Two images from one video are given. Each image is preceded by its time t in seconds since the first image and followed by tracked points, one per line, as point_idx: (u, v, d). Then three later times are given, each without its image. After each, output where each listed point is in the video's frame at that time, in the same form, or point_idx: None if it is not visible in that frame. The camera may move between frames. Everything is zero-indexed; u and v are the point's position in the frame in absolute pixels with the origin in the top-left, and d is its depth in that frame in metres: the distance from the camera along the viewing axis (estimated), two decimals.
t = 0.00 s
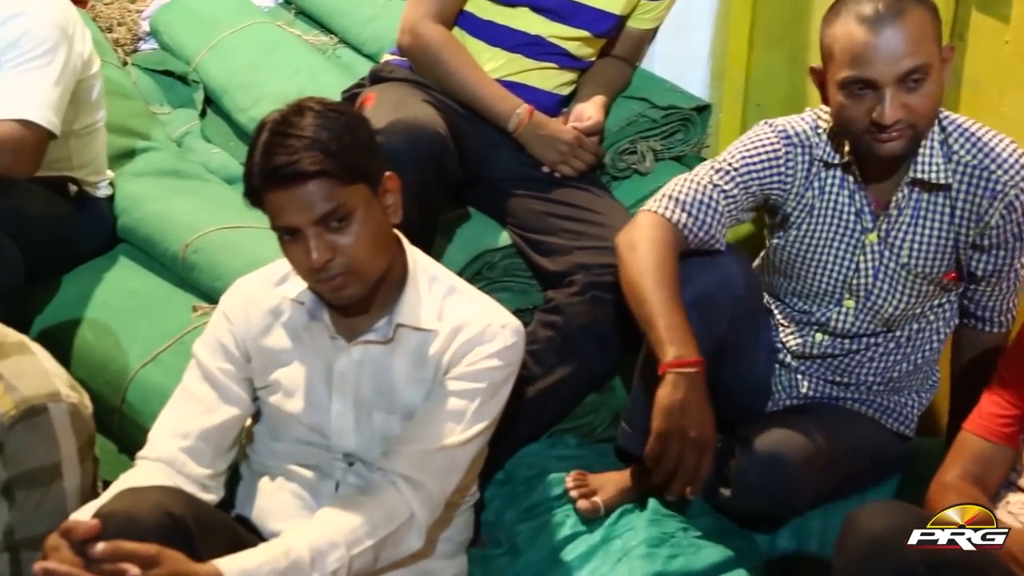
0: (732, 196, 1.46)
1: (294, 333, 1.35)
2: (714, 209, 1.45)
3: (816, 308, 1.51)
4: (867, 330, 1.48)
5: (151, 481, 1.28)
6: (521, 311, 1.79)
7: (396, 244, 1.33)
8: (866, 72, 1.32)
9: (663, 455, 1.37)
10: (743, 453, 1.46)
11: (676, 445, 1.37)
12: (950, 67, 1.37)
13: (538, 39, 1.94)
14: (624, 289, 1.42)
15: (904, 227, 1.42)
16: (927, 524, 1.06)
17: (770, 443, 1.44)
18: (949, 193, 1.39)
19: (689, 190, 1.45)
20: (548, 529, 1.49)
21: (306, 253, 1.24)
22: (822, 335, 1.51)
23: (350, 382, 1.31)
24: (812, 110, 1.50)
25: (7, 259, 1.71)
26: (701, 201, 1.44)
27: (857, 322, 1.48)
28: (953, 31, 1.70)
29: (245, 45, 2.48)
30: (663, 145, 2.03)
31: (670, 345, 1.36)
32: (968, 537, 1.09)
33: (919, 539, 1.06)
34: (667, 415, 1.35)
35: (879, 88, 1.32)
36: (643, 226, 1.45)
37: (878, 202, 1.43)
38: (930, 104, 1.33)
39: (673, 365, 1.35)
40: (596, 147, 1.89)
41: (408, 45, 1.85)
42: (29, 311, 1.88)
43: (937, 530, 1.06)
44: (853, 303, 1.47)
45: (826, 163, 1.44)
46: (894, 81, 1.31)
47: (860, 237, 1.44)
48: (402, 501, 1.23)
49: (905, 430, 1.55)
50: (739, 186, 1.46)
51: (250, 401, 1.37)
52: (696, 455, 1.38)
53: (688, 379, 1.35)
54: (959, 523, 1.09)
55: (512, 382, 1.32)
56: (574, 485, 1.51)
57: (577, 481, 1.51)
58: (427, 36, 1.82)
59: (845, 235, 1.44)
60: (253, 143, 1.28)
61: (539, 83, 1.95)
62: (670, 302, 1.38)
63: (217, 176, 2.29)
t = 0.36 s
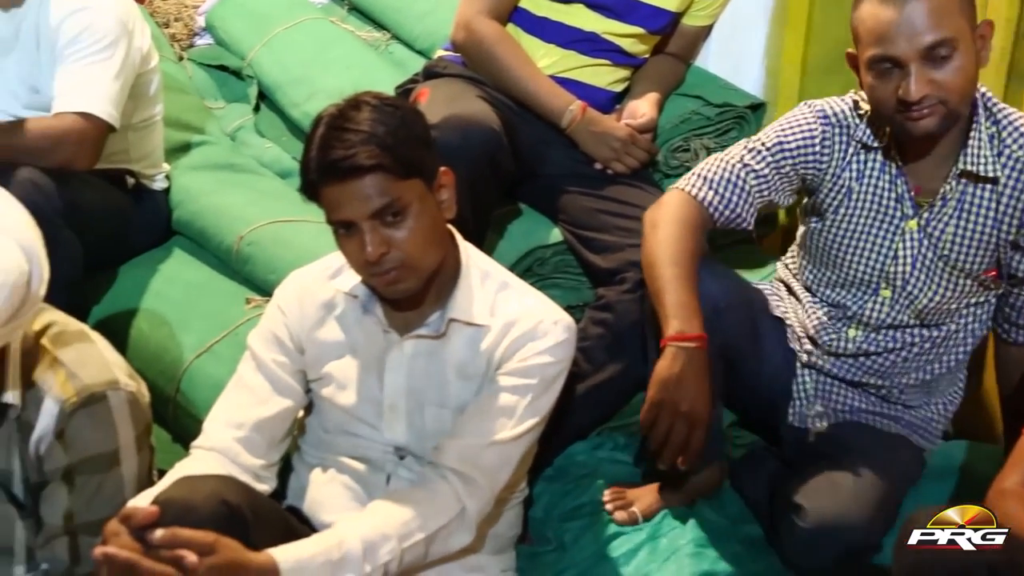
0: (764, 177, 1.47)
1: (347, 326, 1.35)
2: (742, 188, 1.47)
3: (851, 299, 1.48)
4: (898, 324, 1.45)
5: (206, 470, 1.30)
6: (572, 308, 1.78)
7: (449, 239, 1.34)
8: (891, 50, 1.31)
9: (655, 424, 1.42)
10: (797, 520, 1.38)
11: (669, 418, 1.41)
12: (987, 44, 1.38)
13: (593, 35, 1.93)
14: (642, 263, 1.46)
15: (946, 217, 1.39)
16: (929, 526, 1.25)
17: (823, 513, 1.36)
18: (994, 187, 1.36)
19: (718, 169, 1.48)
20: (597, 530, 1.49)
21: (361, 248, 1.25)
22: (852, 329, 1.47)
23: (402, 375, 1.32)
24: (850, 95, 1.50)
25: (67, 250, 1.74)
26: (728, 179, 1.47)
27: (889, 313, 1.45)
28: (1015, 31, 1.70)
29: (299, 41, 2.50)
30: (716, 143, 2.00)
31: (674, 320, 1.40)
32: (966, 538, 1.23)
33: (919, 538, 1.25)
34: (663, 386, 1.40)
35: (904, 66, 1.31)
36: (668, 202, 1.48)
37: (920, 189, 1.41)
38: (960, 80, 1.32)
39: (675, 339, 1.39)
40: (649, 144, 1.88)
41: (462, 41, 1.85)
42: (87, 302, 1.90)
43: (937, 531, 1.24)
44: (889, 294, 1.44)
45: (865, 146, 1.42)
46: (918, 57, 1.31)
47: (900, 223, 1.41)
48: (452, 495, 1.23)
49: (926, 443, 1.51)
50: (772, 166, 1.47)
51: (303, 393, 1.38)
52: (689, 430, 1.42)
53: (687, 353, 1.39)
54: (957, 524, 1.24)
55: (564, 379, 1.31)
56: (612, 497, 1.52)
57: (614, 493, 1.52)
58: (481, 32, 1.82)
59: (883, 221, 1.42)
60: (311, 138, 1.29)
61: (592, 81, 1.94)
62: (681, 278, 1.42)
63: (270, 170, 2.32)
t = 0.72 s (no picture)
0: (797, 189, 1.46)
1: (407, 321, 1.36)
2: (775, 201, 1.46)
3: (903, 308, 1.45)
4: (955, 327, 1.42)
5: (268, 460, 1.31)
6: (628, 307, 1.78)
7: (509, 236, 1.34)
8: (911, 49, 1.30)
9: (673, 430, 1.41)
10: (862, 538, 1.35)
11: (687, 427, 1.40)
12: (1011, 40, 1.37)
13: (655, 34, 1.92)
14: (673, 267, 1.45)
15: (986, 215, 1.37)
16: (929, 526, 1.33)
17: (894, 534, 1.32)
18: None
19: (750, 184, 1.47)
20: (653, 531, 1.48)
21: (423, 243, 1.25)
22: (910, 338, 1.45)
23: (460, 371, 1.33)
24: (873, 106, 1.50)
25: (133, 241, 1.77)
26: (761, 192, 1.46)
27: (945, 317, 1.42)
28: None
29: (359, 37, 2.52)
30: (777, 143, 1.97)
31: (695, 328, 1.39)
32: (968, 537, 1.32)
33: (920, 539, 1.32)
34: (682, 392, 1.39)
35: (925, 63, 1.30)
36: (703, 217, 1.46)
37: (956, 190, 1.40)
38: (982, 74, 1.30)
39: (695, 346, 1.38)
40: (711, 144, 1.85)
41: (523, 38, 1.85)
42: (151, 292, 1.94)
43: (937, 531, 1.33)
44: (943, 298, 1.42)
45: (896, 153, 1.42)
46: (939, 54, 1.29)
47: (941, 226, 1.40)
48: (510, 492, 1.23)
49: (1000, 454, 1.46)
50: (804, 179, 1.46)
51: (362, 386, 1.39)
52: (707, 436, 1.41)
53: (707, 360, 1.38)
54: (958, 524, 1.33)
55: (622, 378, 1.31)
56: (667, 493, 1.50)
57: (670, 490, 1.51)
58: (543, 29, 1.82)
59: (923, 225, 1.41)
60: (374, 133, 1.30)
61: (654, 80, 1.93)
62: (708, 285, 1.40)
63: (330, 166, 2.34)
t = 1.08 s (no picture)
0: (891, 189, 1.44)
1: (475, 316, 1.37)
2: (868, 200, 1.44)
3: (971, 316, 1.45)
4: None
5: (336, 451, 1.32)
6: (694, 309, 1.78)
7: (580, 234, 1.33)
8: (1017, 57, 1.27)
9: (760, 438, 1.36)
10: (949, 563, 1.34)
11: (773, 434, 1.36)
12: None
13: (728, 35, 1.90)
14: (760, 270, 1.42)
15: None
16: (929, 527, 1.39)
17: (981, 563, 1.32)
18: None
19: (844, 181, 1.44)
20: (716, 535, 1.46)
21: (493, 240, 1.25)
22: (980, 350, 1.43)
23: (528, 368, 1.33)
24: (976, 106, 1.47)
25: (207, 233, 1.81)
26: (854, 191, 1.43)
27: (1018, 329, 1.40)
28: None
29: (429, 35, 2.53)
30: (852, 147, 1.95)
31: (787, 335, 1.36)
32: (968, 538, 1.34)
33: (920, 538, 1.38)
34: (771, 401, 1.35)
35: None
36: (791, 214, 1.44)
37: None
38: None
39: (786, 354, 1.36)
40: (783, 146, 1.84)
41: (595, 37, 1.84)
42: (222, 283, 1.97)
43: (937, 531, 1.37)
44: (1012, 309, 1.40)
45: (992, 158, 1.40)
46: None
47: None
48: (575, 490, 1.23)
49: None
50: (898, 178, 1.44)
51: (428, 380, 1.40)
52: (794, 447, 1.36)
53: (798, 368, 1.35)
54: (958, 524, 1.35)
55: (689, 380, 1.30)
56: (731, 499, 1.47)
57: (735, 496, 1.48)
58: (615, 28, 1.81)
59: (1007, 232, 1.40)
60: (447, 130, 1.30)
61: (727, 81, 1.92)
62: (800, 294, 1.38)
63: (398, 162, 2.36)
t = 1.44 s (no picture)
0: (972, 212, 1.43)
1: (540, 314, 1.37)
2: (947, 222, 1.43)
3: None
4: None
5: (399, 445, 1.33)
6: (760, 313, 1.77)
7: (647, 233, 1.32)
8: None
9: (828, 472, 1.42)
10: None
11: (841, 469, 1.41)
12: None
13: (800, 35, 1.88)
14: (830, 286, 1.43)
15: None
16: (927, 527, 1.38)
17: None
18: None
19: (923, 202, 1.43)
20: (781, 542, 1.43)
21: (561, 237, 1.25)
22: None
23: (594, 367, 1.33)
24: None
25: (276, 228, 1.83)
26: (932, 211, 1.43)
27: None
28: None
29: (496, 34, 2.53)
30: (927, 149, 1.92)
31: (853, 373, 1.38)
32: (968, 538, 1.39)
33: (920, 539, 1.37)
34: (835, 439, 1.40)
35: None
36: (865, 233, 1.43)
37: None
38: None
39: (850, 392, 1.38)
40: (855, 148, 1.80)
41: (665, 37, 1.83)
42: (288, 278, 1.99)
43: (937, 532, 1.38)
44: None
45: None
46: None
47: None
48: (640, 490, 1.22)
49: None
50: (981, 201, 1.42)
51: (493, 378, 1.40)
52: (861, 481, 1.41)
53: (860, 408, 1.38)
54: (958, 524, 1.39)
55: (756, 382, 1.29)
56: (797, 506, 1.45)
57: (800, 504, 1.46)
58: (684, 28, 1.80)
59: None
60: (517, 128, 1.30)
61: (798, 81, 1.89)
62: (870, 321, 1.38)
63: (463, 161, 2.36)
